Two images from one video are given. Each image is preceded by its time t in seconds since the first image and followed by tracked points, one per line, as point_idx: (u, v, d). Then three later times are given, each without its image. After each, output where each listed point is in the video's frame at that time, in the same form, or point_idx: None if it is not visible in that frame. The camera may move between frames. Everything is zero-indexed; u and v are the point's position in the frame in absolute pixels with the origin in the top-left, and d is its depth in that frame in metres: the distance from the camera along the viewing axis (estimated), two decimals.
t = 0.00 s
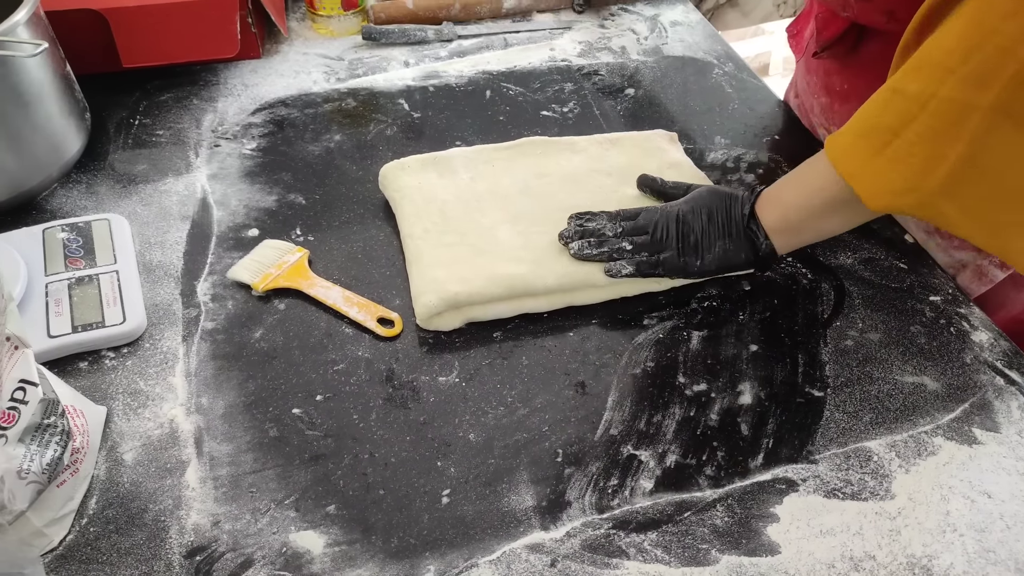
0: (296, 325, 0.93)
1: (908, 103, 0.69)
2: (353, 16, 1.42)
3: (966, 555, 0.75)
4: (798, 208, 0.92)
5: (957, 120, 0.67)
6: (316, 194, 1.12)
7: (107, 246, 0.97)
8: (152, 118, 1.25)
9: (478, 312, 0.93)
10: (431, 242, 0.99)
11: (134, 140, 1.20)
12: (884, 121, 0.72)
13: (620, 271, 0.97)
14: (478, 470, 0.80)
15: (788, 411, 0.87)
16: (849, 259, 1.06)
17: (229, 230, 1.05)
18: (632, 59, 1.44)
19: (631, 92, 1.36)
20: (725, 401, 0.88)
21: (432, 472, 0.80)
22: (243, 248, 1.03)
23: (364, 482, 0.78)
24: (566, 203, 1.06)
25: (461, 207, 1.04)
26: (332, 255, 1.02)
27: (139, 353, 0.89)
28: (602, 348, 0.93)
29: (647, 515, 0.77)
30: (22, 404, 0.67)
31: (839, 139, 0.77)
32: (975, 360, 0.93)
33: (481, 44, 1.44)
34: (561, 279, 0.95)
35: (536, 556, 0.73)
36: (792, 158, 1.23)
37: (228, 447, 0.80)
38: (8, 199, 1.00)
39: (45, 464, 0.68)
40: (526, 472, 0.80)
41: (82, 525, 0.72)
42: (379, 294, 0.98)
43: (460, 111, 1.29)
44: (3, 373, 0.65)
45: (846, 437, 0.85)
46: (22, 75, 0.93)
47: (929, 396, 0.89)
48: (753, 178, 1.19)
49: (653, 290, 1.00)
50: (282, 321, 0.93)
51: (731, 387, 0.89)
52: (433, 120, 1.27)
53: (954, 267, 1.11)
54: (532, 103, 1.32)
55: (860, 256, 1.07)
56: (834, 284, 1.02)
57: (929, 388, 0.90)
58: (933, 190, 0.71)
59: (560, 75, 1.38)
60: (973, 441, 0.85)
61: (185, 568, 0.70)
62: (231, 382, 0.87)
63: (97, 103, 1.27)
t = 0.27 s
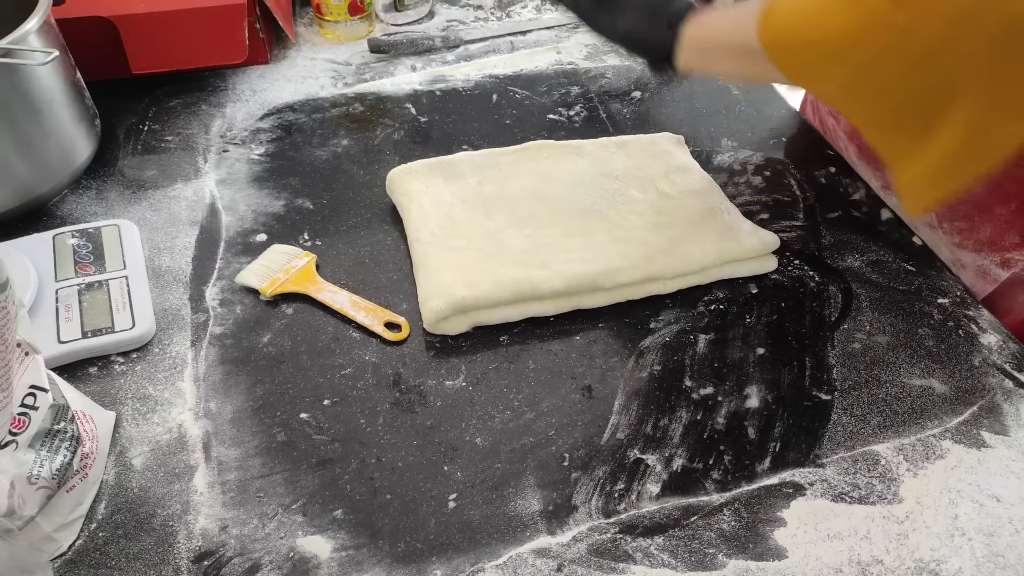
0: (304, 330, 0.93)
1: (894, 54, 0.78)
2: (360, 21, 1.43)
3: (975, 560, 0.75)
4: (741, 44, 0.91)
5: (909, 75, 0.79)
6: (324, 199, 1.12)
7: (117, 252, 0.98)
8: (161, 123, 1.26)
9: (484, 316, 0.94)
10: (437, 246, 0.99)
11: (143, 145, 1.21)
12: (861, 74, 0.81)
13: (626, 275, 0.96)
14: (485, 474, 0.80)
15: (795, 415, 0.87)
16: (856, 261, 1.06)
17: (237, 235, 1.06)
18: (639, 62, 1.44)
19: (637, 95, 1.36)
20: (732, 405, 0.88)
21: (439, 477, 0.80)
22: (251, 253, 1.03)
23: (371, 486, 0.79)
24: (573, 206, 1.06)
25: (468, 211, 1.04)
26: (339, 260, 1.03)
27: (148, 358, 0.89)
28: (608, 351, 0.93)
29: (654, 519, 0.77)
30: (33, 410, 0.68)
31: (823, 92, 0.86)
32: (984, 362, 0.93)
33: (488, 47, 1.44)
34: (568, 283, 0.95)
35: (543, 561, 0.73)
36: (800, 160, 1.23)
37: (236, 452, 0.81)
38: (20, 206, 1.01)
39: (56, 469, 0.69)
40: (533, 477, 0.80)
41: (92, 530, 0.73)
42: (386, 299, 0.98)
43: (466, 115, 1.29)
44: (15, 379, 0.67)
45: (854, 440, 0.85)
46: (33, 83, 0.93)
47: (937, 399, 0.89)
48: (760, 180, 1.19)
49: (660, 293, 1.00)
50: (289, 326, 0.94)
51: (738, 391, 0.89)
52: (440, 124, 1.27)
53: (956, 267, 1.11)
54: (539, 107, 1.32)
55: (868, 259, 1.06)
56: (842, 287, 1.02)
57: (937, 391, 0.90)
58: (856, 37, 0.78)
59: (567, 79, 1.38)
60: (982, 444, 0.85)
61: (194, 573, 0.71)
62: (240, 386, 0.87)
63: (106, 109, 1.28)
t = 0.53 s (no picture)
0: (305, 328, 0.93)
1: None
2: (361, 19, 1.43)
3: (976, 560, 0.75)
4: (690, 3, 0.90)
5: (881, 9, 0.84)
6: (325, 197, 1.12)
7: (118, 249, 0.98)
8: (162, 121, 1.25)
9: (485, 315, 0.94)
10: (438, 245, 0.99)
11: (145, 143, 1.21)
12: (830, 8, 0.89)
13: (627, 274, 0.96)
14: (486, 473, 0.80)
15: (797, 415, 0.87)
16: (859, 260, 1.06)
17: (238, 233, 1.05)
18: (640, 61, 1.43)
19: (639, 93, 1.36)
20: (733, 404, 0.87)
21: (440, 475, 0.80)
22: (252, 251, 1.03)
23: (372, 485, 0.79)
24: (574, 205, 1.06)
25: (469, 210, 1.04)
26: (340, 258, 1.03)
27: (149, 355, 0.89)
28: (609, 350, 0.93)
29: (655, 518, 0.77)
30: (33, 408, 0.68)
31: None
32: (986, 363, 0.93)
33: (490, 46, 1.44)
34: (569, 282, 0.94)
35: (544, 560, 0.73)
36: (802, 159, 1.22)
37: (237, 450, 0.81)
38: (21, 203, 1.01)
39: (56, 467, 0.68)
40: (533, 475, 0.80)
41: (92, 528, 0.73)
42: (387, 297, 0.98)
43: (468, 114, 1.29)
44: (15, 377, 0.67)
45: (856, 440, 0.84)
46: (33, 81, 0.93)
47: (939, 399, 0.89)
48: (762, 179, 1.19)
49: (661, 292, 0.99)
50: (290, 324, 0.94)
51: (740, 390, 0.89)
52: (441, 123, 1.27)
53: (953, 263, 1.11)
54: (541, 105, 1.32)
55: (870, 258, 1.06)
56: (844, 286, 1.02)
57: (939, 391, 0.89)
58: None
59: (568, 77, 1.38)
60: (984, 445, 0.84)
61: (194, 571, 0.71)
62: (241, 384, 0.87)
63: (108, 107, 1.28)
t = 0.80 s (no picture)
0: (307, 330, 0.94)
1: None
2: (365, 20, 1.43)
3: (979, 563, 0.74)
4: None
5: None
6: (327, 199, 1.12)
7: (121, 251, 0.98)
8: (165, 123, 1.26)
9: (487, 317, 0.94)
10: (441, 247, 0.99)
11: (148, 144, 1.21)
12: None
13: (629, 276, 0.96)
14: (488, 475, 0.80)
15: (799, 418, 0.87)
16: (861, 263, 1.05)
17: (241, 235, 1.06)
18: (643, 63, 1.44)
19: (642, 95, 1.36)
20: (735, 407, 0.87)
21: (442, 477, 0.80)
22: (254, 252, 1.03)
23: (374, 486, 0.79)
24: (576, 207, 1.06)
25: (471, 212, 1.04)
26: (342, 260, 1.03)
27: (152, 357, 0.89)
28: (611, 352, 0.93)
29: (657, 521, 0.77)
30: (36, 408, 0.68)
31: None
32: (989, 366, 0.92)
33: (492, 48, 1.44)
34: (571, 284, 0.95)
35: (545, 562, 0.73)
36: (805, 161, 1.22)
37: (239, 451, 0.81)
38: (25, 205, 1.01)
39: (58, 468, 0.69)
40: (535, 478, 0.80)
41: (94, 529, 0.73)
42: (389, 299, 0.98)
43: (471, 116, 1.29)
44: (19, 378, 0.67)
45: (858, 443, 0.84)
46: (37, 82, 0.94)
47: (942, 402, 0.88)
48: (765, 181, 1.19)
49: (663, 295, 0.99)
50: (292, 325, 0.94)
51: (742, 393, 0.89)
52: (444, 124, 1.27)
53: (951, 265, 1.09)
54: (543, 107, 1.32)
55: (873, 261, 1.06)
56: (846, 289, 1.02)
57: (942, 394, 0.89)
58: None
59: (571, 79, 1.38)
60: (986, 448, 0.84)
61: (196, 572, 0.71)
62: (243, 386, 0.87)
63: (112, 108, 1.28)
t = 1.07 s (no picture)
0: (308, 326, 0.93)
1: None
2: (366, 18, 1.43)
3: (979, 562, 0.74)
4: None
5: None
6: (328, 195, 1.12)
7: (121, 246, 0.98)
8: (166, 119, 1.26)
9: (487, 314, 0.94)
10: (441, 243, 0.99)
11: (149, 140, 1.21)
12: None
13: (630, 273, 0.96)
14: (488, 472, 0.80)
15: (800, 416, 0.86)
16: (862, 261, 1.05)
17: (242, 231, 1.06)
18: (645, 60, 1.43)
19: (643, 93, 1.36)
20: (736, 405, 0.87)
21: (442, 474, 0.80)
22: (255, 248, 1.03)
23: (374, 483, 0.79)
24: (577, 204, 1.06)
25: (472, 209, 1.04)
26: (343, 256, 1.03)
27: (152, 352, 0.89)
28: (612, 350, 0.93)
29: (657, 518, 0.77)
30: (37, 403, 0.68)
31: None
32: (990, 364, 0.92)
33: (494, 45, 1.44)
34: (572, 281, 0.94)
35: (545, 559, 0.73)
36: (806, 159, 1.22)
37: (239, 447, 0.81)
38: (26, 200, 1.01)
39: (59, 463, 0.69)
40: (535, 475, 0.80)
41: (95, 524, 0.73)
42: (390, 296, 0.98)
43: (472, 113, 1.29)
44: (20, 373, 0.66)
45: (858, 441, 0.84)
46: (38, 77, 0.94)
47: (943, 401, 0.88)
48: (766, 179, 1.18)
49: (663, 292, 0.99)
50: (293, 322, 0.94)
51: (743, 391, 0.89)
52: (445, 121, 1.27)
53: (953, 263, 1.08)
54: (545, 104, 1.31)
55: (874, 259, 1.06)
56: (847, 287, 1.01)
57: (942, 392, 0.89)
58: None
59: (573, 76, 1.38)
60: (987, 447, 0.84)
61: (196, 567, 0.71)
62: (243, 381, 0.87)
63: (112, 104, 1.28)
